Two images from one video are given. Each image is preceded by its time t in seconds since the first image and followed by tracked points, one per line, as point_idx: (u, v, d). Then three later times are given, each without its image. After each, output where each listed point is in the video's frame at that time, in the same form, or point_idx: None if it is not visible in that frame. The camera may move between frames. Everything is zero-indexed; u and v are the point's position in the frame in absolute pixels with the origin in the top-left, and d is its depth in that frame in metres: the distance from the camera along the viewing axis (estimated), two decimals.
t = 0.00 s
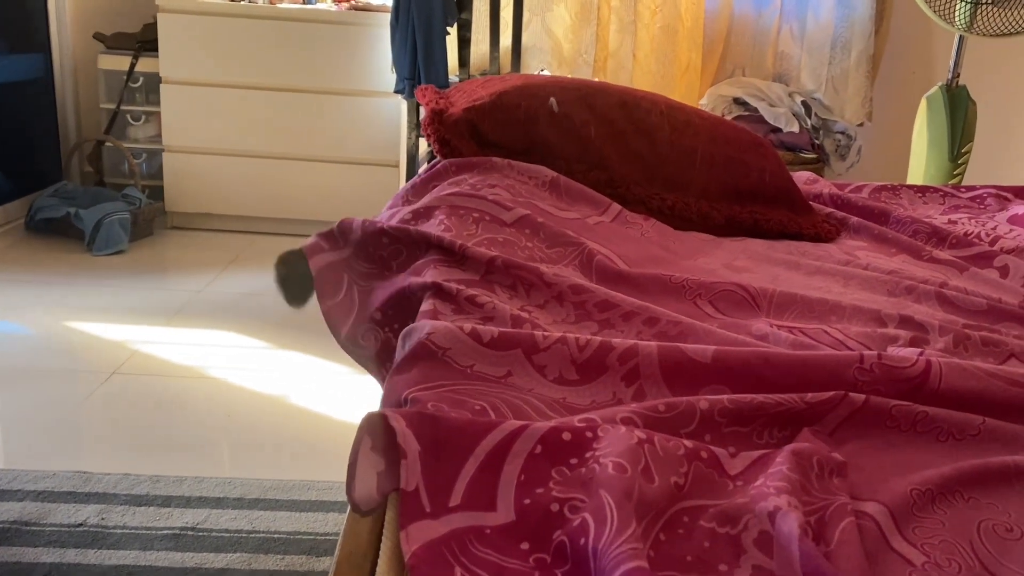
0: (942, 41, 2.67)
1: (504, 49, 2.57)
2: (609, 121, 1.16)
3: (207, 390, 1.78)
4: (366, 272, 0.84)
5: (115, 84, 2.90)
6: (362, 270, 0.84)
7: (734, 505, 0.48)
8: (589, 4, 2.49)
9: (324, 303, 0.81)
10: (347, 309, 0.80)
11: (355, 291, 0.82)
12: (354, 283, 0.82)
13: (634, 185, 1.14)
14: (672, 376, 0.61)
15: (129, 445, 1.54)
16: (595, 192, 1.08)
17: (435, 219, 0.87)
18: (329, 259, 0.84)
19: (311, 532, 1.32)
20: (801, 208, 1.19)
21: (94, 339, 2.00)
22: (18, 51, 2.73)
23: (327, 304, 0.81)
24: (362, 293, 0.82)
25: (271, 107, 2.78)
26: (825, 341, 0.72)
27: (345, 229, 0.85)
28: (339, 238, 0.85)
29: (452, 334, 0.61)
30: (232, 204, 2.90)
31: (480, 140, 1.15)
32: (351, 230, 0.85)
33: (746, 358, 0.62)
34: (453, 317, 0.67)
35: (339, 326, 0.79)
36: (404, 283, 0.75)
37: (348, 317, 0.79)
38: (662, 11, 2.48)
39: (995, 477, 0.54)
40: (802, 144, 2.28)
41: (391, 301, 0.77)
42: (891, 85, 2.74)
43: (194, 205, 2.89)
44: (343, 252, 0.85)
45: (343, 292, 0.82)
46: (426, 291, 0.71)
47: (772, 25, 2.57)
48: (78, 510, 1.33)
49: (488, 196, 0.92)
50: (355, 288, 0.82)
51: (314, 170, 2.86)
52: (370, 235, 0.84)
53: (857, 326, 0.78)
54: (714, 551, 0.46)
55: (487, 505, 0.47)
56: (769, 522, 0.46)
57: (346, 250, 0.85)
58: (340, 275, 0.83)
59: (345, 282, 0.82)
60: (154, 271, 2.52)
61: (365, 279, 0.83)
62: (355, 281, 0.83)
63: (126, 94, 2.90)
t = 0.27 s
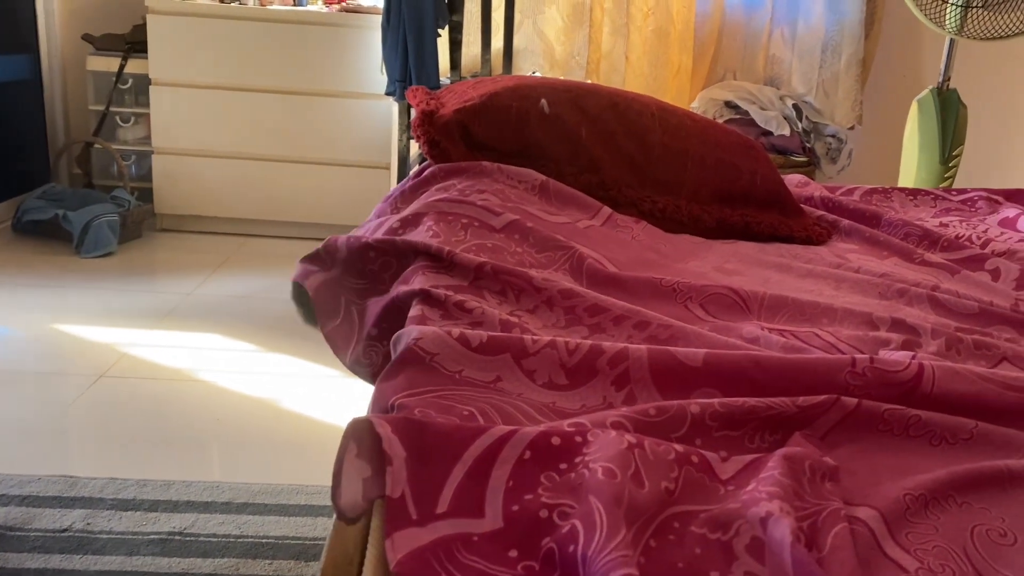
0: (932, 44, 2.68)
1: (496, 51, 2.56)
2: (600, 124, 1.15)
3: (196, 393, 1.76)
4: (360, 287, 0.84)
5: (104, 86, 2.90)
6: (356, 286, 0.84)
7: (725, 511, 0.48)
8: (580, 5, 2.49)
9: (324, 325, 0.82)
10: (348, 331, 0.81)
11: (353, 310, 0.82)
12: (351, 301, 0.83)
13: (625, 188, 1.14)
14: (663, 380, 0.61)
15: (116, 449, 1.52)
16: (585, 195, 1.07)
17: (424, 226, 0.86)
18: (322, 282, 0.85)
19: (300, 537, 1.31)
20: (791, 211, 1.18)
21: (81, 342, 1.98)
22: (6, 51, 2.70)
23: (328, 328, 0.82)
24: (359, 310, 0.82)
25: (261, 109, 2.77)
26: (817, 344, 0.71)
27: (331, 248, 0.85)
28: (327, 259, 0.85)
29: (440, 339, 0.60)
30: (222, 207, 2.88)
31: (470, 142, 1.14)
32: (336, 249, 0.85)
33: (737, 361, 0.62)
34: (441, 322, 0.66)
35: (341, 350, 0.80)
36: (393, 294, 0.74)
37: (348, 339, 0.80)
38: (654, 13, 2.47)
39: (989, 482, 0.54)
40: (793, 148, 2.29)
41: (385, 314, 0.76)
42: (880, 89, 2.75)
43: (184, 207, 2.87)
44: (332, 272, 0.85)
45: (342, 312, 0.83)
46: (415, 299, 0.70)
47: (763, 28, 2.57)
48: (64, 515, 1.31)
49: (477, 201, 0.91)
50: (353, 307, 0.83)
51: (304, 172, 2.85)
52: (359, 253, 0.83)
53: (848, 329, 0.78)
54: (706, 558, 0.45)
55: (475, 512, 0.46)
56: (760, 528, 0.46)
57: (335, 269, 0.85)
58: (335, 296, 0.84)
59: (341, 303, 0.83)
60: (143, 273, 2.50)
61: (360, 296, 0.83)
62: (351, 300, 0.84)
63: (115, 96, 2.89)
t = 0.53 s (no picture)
0: (918, 48, 2.69)
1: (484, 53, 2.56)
2: (586, 127, 1.15)
3: (181, 396, 1.75)
4: (338, 291, 0.85)
5: (89, 86, 2.86)
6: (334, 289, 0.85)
7: (711, 517, 0.47)
8: (569, 6, 2.49)
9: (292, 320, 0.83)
10: (317, 327, 0.82)
11: (326, 312, 0.83)
12: (326, 302, 0.84)
13: (612, 192, 1.13)
14: (648, 385, 0.61)
15: (100, 452, 1.51)
16: (570, 201, 1.06)
17: (408, 234, 0.86)
18: (299, 284, 0.86)
19: (286, 541, 1.30)
20: (778, 215, 1.18)
21: (66, 343, 1.96)
22: None
23: (297, 323, 0.83)
24: (333, 312, 0.83)
25: (248, 110, 2.75)
26: (803, 348, 0.71)
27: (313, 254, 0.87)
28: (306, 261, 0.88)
29: (424, 345, 0.60)
30: (208, 208, 2.86)
31: (457, 147, 1.13)
32: (318, 256, 0.87)
33: (723, 367, 0.61)
34: (426, 329, 0.66)
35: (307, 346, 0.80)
36: (376, 297, 0.74)
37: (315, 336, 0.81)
38: (643, 15, 2.47)
39: (974, 487, 0.54)
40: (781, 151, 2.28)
41: (364, 318, 0.75)
42: (867, 92, 2.76)
43: (170, 208, 2.85)
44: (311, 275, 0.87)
45: (314, 310, 0.84)
46: (398, 304, 0.70)
47: (751, 31, 2.58)
48: (46, 519, 1.29)
49: (461, 209, 0.91)
50: (327, 308, 0.84)
51: (291, 174, 2.83)
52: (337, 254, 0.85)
53: (835, 333, 0.78)
54: (692, 565, 0.44)
55: (459, 519, 0.45)
56: (746, 534, 0.45)
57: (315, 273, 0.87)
58: (310, 296, 0.85)
59: (316, 302, 0.84)
60: (128, 275, 2.48)
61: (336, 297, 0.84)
62: (326, 300, 0.85)
63: (101, 95, 2.85)
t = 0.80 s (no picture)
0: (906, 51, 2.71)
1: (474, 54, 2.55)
2: (576, 130, 1.14)
3: (169, 398, 1.73)
4: (327, 302, 0.86)
5: (76, 85, 2.84)
6: (323, 301, 0.86)
7: (700, 518, 0.47)
8: (559, 7, 2.49)
9: (287, 339, 0.83)
10: (311, 341, 0.82)
11: (318, 324, 0.84)
12: (316, 315, 0.85)
13: (601, 196, 1.13)
14: (637, 387, 0.60)
15: (86, 453, 1.49)
16: (559, 204, 1.06)
17: (395, 239, 0.85)
18: (288, 300, 0.87)
19: (274, 543, 1.29)
20: (767, 217, 1.19)
21: (51, 345, 1.94)
22: None
23: (291, 339, 0.83)
24: (324, 323, 0.84)
25: (236, 110, 2.74)
26: (792, 349, 0.71)
27: (299, 268, 0.88)
28: (294, 278, 0.88)
29: (411, 348, 0.59)
30: (197, 208, 2.85)
31: (445, 150, 1.12)
32: (305, 269, 0.87)
33: (712, 369, 0.61)
34: (414, 333, 0.65)
35: (300, 361, 0.80)
36: (364, 301, 0.73)
37: (310, 350, 0.80)
38: (632, 16, 2.48)
39: (963, 489, 0.54)
40: (769, 153, 2.31)
41: (354, 321, 0.75)
42: (856, 95, 2.77)
43: (158, 209, 2.84)
44: (301, 290, 0.88)
45: (305, 325, 0.84)
46: (386, 306, 0.69)
47: (741, 33, 2.58)
48: (31, 522, 1.28)
49: (450, 213, 0.90)
50: (318, 320, 0.84)
51: (280, 174, 2.82)
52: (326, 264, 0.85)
53: (824, 334, 0.78)
54: (680, 567, 0.44)
55: (446, 522, 0.45)
56: (735, 536, 0.45)
57: (304, 287, 0.88)
58: (300, 311, 0.85)
59: (307, 316, 0.85)
60: (115, 275, 2.46)
61: (326, 309, 0.85)
62: (316, 312, 0.85)
63: (88, 95, 2.84)
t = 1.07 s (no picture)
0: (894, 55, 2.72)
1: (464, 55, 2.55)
2: (566, 132, 1.14)
3: (155, 400, 1.72)
4: (314, 307, 0.86)
5: (63, 85, 2.82)
6: (310, 307, 0.87)
7: (688, 525, 0.46)
8: (549, 9, 2.49)
9: (272, 344, 0.84)
10: (296, 347, 0.83)
11: (303, 329, 0.85)
12: (303, 321, 0.85)
13: (591, 199, 1.13)
14: (625, 392, 0.60)
15: (70, 456, 1.48)
16: (548, 207, 1.06)
17: (383, 243, 0.84)
18: (275, 306, 0.88)
19: (260, 547, 1.28)
20: (756, 220, 1.19)
21: (36, 346, 1.92)
22: None
23: (276, 344, 0.84)
24: (310, 329, 0.84)
25: (224, 110, 2.72)
26: (781, 353, 0.71)
27: (286, 276, 0.89)
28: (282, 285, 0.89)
29: (398, 352, 0.59)
30: (184, 209, 2.83)
31: (433, 153, 1.12)
32: (291, 276, 0.88)
33: (701, 374, 0.61)
34: (401, 336, 0.65)
35: (285, 365, 0.81)
36: (351, 305, 0.72)
37: (294, 356, 0.82)
38: (622, 18, 2.48)
39: (951, 494, 0.54)
40: (759, 155, 2.31)
41: (339, 327, 0.74)
42: (844, 98, 2.78)
43: (145, 209, 2.82)
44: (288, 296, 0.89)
45: (292, 330, 0.85)
46: (373, 309, 0.69)
47: (731, 36, 2.58)
48: (14, 525, 1.26)
49: (437, 217, 0.90)
50: (303, 325, 0.85)
51: (269, 174, 2.80)
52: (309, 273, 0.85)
53: (812, 338, 0.78)
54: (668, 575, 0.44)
55: (432, 530, 0.44)
56: (723, 543, 0.44)
57: (292, 293, 0.89)
58: (287, 317, 0.87)
59: (293, 321, 0.86)
60: (101, 276, 2.44)
61: (312, 315, 0.85)
62: (303, 318, 0.86)
63: (75, 94, 2.81)
